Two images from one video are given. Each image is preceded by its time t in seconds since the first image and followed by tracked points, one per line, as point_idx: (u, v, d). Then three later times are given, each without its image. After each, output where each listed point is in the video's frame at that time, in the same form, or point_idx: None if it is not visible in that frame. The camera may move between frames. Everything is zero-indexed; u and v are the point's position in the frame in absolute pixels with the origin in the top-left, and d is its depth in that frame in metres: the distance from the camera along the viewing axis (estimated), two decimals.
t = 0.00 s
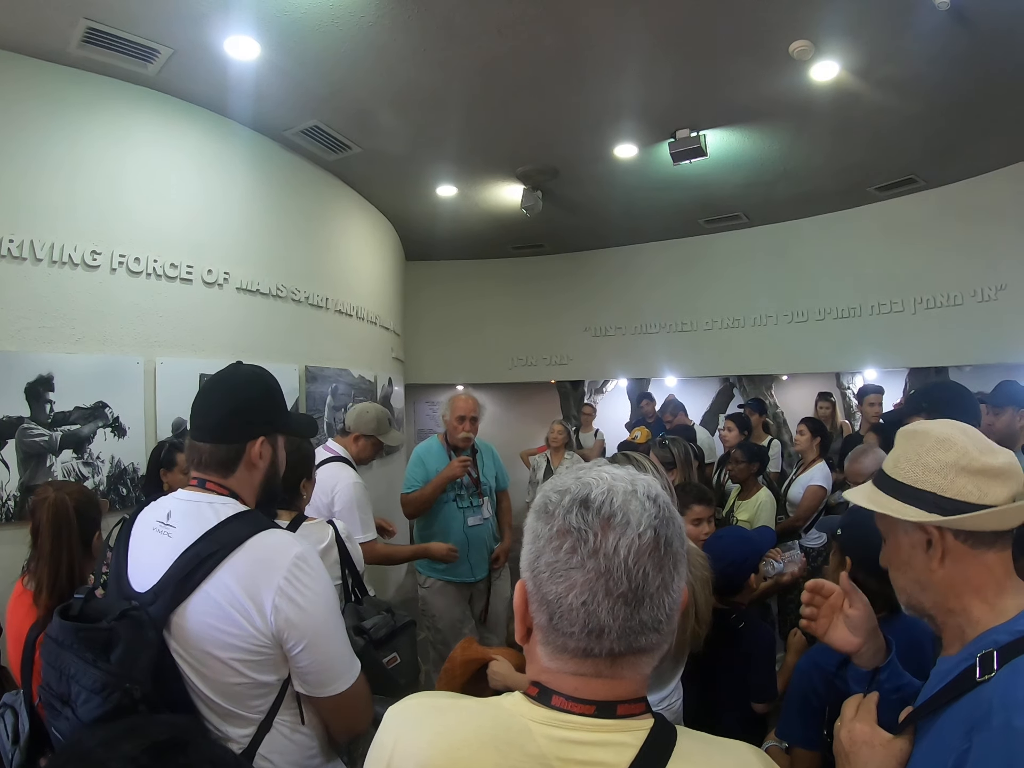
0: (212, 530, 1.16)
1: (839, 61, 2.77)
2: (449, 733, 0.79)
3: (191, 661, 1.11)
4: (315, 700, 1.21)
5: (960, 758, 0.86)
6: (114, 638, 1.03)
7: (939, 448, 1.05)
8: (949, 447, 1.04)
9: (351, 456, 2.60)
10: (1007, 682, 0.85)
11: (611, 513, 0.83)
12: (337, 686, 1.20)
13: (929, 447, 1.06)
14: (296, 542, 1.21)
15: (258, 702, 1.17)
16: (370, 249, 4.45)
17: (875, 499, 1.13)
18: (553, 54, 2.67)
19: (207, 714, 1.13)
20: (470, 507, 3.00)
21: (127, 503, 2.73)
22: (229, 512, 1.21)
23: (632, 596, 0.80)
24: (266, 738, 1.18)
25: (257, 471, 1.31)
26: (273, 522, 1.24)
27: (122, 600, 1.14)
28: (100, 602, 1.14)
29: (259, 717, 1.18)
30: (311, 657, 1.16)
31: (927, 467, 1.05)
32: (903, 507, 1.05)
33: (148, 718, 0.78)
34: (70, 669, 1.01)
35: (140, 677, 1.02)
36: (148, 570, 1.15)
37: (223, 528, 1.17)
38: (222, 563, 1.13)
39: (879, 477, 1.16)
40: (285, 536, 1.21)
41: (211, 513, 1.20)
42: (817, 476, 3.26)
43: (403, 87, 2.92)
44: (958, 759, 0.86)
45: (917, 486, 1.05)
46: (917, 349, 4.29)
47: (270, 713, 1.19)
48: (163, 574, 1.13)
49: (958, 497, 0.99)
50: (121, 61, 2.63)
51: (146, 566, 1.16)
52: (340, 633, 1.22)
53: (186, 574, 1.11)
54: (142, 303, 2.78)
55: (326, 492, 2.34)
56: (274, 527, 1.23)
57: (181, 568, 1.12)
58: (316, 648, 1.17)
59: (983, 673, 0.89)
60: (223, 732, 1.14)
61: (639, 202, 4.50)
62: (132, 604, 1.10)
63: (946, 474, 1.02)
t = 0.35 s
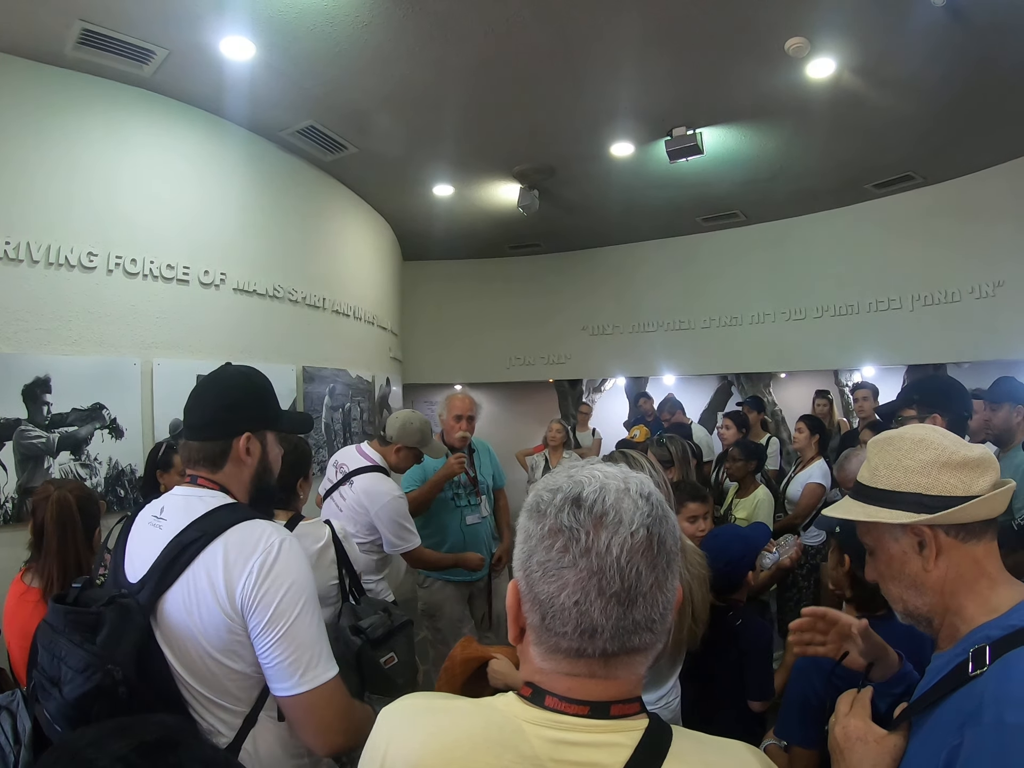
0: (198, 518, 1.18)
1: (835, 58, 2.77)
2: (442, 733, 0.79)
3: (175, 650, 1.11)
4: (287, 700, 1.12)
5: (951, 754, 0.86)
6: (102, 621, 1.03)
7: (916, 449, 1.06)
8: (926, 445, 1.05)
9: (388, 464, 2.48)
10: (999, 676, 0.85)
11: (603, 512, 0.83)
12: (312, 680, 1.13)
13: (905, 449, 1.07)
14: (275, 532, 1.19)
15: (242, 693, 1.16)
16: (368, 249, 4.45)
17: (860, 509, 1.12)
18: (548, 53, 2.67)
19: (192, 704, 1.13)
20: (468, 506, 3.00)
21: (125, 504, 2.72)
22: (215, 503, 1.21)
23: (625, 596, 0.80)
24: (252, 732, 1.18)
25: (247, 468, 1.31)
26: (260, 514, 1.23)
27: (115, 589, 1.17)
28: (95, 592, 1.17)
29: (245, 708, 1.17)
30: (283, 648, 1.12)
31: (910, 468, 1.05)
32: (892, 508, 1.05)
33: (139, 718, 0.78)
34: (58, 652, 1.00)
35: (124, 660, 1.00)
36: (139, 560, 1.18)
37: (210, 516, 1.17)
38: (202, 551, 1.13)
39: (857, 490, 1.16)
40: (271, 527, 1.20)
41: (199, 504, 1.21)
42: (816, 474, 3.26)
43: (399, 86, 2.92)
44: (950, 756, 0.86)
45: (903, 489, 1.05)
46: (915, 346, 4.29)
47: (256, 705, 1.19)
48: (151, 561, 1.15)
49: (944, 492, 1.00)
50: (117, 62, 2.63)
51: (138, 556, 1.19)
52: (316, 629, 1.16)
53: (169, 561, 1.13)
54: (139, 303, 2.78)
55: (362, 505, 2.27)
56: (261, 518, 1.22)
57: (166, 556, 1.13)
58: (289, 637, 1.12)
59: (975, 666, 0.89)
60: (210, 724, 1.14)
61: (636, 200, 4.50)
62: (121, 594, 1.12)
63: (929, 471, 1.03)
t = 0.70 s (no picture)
0: (188, 515, 1.17)
1: (833, 54, 2.76)
2: (443, 735, 0.78)
3: (165, 647, 1.12)
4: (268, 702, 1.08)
5: (945, 749, 0.86)
6: (92, 615, 1.05)
7: (967, 453, 0.96)
8: (978, 453, 0.96)
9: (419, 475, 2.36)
10: (993, 670, 0.85)
11: (608, 512, 0.82)
12: (297, 681, 1.09)
13: (956, 447, 0.98)
14: (263, 531, 1.16)
15: (233, 694, 1.15)
16: (365, 247, 4.44)
17: (887, 483, 1.07)
18: (546, 50, 2.66)
19: (184, 702, 1.12)
20: (466, 504, 2.99)
21: (123, 504, 2.71)
22: (206, 501, 1.20)
23: (630, 597, 0.79)
24: (242, 734, 1.16)
25: (245, 466, 1.30)
26: (252, 509, 1.21)
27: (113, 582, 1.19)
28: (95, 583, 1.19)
29: (236, 710, 1.16)
30: (265, 649, 1.08)
31: (950, 470, 0.97)
32: (915, 504, 1.00)
33: (134, 722, 0.77)
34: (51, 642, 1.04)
35: (111, 654, 1.03)
36: (135, 554, 1.19)
37: (201, 512, 1.17)
38: (191, 548, 1.13)
39: (889, 454, 1.09)
40: (265, 526, 1.18)
41: (192, 501, 1.20)
42: (815, 471, 3.26)
43: (396, 83, 2.91)
44: (945, 751, 0.86)
45: (935, 486, 0.99)
46: (913, 343, 4.29)
47: (247, 708, 1.17)
48: (145, 557, 1.16)
49: (974, 511, 0.94)
50: (112, 60, 2.61)
51: (134, 551, 1.20)
52: (305, 631, 1.12)
53: (160, 557, 1.13)
54: (136, 303, 2.77)
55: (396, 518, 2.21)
56: (253, 515, 1.20)
57: (158, 551, 1.14)
58: (272, 637, 1.08)
59: (969, 661, 0.89)
60: (202, 724, 1.13)
61: (634, 198, 4.49)
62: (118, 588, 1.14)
63: (969, 483, 0.95)
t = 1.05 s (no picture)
0: (192, 515, 1.18)
1: (831, 57, 2.78)
2: (440, 730, 0.79)
3: (168, 646, 1.12)
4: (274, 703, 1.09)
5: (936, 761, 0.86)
6: (94, 613, 1.06)
7: (978, 467, 0.91)
8: (990, 468, 0.90)
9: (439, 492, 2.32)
10: (982, 683, 0.84)
11: (606, 527, 0.82)
12: (305, 678, 1.09)
13: (969, 458, 0.92)
14: (266, 531, 1.15)
15: (236, 694, 1.15)
16: (363, 248, 4.45)
17: (891, 482, 1.02)
18: (544, 52, 2.67)
19: (188, 701, 1.13)
20: (464, 504, 3.00)
21: (119, 503, 2.71)
22: (211, 500, 1.21)
23: (623, 613, 0.79)
24: (245, 733, 1.16)
25: (245, 465, 1.30)
26: (256, 509, 1.22)
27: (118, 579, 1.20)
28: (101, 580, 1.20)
29: (238, 709, 1.16)
30: (270, 647, 1.08)
31: (958, 481, 0.92)
32: (916, 513, 0.96)
33: (133, 718, 0.78)
34: (54, 638, 1.05)
35: (113, 651, 1.03)
36: (140, 552, 1.20)
37: (204, 512, 1.17)
38: (195, 545, 1.13)
39: (898, 448, 1.03)
40: (267, 524, 1.17)
41: (195, 501, 1.21)
42: (810, 473, 3.27)
43: (393, 84, 2.91)
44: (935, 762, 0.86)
45: (938, 495, 0.94)
46: (909, 345, 4.31)
47: (250, 707, 1.17)
48: (149, 556, 1.17)
49: (979, 530, 0.90)
50: (112, 60, 2.62)
51: (139, 549, 1.21)
52: (310, 629, 1.13)
53: (164, 555, 1.14)
54: (134, 302, 2.77)
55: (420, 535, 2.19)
56: (257, 514, 1.20)
57: (162, 549, 1.15)
58: (275, 637, 1.08)
59: (958, 673, 0.89)
60: (206, 723, 1.14)
61: (632, 199, 4.50)
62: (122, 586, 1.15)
63: (976, 499, 0.90)
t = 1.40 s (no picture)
0: (193, 520, 1.17)
1: (825, 58, 2.78)
2: (436, 735, 0.79)
3: (174, 653, 1.12)
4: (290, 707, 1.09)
5: None
6: (97, 622, 1.05)
7: (978, 476, 0.87)
8: (991, 476, 0.86)
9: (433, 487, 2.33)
10: (984, 698, 0.81)
11: (587, 503, 0.84)
12: (320, 681, 1.10)
13: (969, 466, 0.87)
14: (272, 533, 1.16)
15: (242, 700, 1.15)
16: (359, 251, 4.45)
17: (887, 488, 0.98)
18: (539, 54, 2.68)
19: (194, 708, 1.13)
20: (462, 505, 3.00)
21: (116, 506, 2.71)
22: (212, 504, 1.21)
23: (606, 586, 0.79)
24: (252, 739, 1.17)
25: (241, 467, 1.29)
26: (260, 513, 1.21)
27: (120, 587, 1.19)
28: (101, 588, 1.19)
29: (246, 715, 1.16)
30: (285, 653, 1.08)
31: (957, 490, 0.89)
32: (913, 521, 0.94)
33: (125, 719, 0.78)
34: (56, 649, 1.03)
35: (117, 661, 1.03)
36: (140, 559, 1.19)
37: (206, 517, 1.17)
38: (199, 552, 1.13)
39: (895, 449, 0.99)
40: (271, 527, 1.18)
41: (197, 505, 1.21)
42: (807, 473, 3.28)
43: (388, 87, 2.92)
44: None
45: (935, 503, 0.91)
46: (906, 345, 4.31)
47: (257, 713, 1.17)
48: (150, 563, 1.16)
49: (976, 539, 0.88)
50: (107, 63, 2.62)
51: (139, 556, 1.20)
52: (320, 633, 1.13)
53: (167, 562, 1.13)
54: (130, 306, 2.77)
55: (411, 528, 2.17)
56: (261, 518, 1.20)
57: (164, 556, 1.14)
58: (288, 642, 1.09)
59: (957, 688, 0.85)
60: (211, 731, 1.13)
61: (628, 201, 4.51)
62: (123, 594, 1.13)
63: (975, 509, 0.87)
